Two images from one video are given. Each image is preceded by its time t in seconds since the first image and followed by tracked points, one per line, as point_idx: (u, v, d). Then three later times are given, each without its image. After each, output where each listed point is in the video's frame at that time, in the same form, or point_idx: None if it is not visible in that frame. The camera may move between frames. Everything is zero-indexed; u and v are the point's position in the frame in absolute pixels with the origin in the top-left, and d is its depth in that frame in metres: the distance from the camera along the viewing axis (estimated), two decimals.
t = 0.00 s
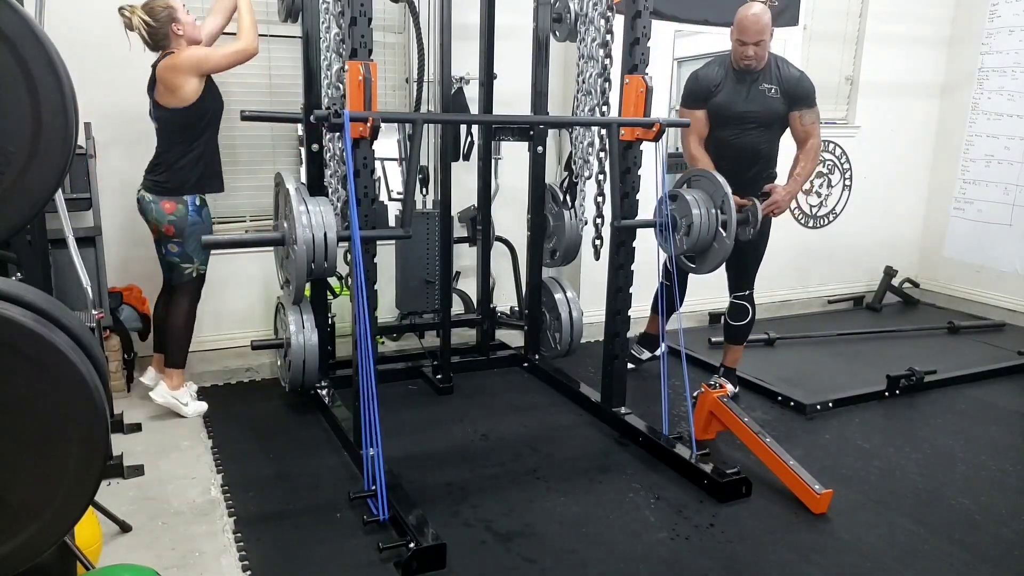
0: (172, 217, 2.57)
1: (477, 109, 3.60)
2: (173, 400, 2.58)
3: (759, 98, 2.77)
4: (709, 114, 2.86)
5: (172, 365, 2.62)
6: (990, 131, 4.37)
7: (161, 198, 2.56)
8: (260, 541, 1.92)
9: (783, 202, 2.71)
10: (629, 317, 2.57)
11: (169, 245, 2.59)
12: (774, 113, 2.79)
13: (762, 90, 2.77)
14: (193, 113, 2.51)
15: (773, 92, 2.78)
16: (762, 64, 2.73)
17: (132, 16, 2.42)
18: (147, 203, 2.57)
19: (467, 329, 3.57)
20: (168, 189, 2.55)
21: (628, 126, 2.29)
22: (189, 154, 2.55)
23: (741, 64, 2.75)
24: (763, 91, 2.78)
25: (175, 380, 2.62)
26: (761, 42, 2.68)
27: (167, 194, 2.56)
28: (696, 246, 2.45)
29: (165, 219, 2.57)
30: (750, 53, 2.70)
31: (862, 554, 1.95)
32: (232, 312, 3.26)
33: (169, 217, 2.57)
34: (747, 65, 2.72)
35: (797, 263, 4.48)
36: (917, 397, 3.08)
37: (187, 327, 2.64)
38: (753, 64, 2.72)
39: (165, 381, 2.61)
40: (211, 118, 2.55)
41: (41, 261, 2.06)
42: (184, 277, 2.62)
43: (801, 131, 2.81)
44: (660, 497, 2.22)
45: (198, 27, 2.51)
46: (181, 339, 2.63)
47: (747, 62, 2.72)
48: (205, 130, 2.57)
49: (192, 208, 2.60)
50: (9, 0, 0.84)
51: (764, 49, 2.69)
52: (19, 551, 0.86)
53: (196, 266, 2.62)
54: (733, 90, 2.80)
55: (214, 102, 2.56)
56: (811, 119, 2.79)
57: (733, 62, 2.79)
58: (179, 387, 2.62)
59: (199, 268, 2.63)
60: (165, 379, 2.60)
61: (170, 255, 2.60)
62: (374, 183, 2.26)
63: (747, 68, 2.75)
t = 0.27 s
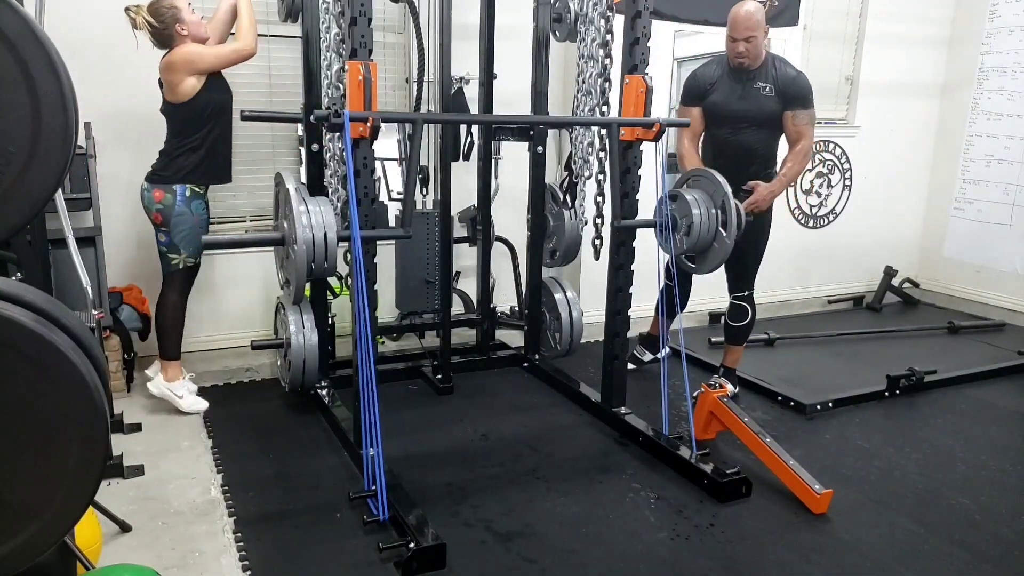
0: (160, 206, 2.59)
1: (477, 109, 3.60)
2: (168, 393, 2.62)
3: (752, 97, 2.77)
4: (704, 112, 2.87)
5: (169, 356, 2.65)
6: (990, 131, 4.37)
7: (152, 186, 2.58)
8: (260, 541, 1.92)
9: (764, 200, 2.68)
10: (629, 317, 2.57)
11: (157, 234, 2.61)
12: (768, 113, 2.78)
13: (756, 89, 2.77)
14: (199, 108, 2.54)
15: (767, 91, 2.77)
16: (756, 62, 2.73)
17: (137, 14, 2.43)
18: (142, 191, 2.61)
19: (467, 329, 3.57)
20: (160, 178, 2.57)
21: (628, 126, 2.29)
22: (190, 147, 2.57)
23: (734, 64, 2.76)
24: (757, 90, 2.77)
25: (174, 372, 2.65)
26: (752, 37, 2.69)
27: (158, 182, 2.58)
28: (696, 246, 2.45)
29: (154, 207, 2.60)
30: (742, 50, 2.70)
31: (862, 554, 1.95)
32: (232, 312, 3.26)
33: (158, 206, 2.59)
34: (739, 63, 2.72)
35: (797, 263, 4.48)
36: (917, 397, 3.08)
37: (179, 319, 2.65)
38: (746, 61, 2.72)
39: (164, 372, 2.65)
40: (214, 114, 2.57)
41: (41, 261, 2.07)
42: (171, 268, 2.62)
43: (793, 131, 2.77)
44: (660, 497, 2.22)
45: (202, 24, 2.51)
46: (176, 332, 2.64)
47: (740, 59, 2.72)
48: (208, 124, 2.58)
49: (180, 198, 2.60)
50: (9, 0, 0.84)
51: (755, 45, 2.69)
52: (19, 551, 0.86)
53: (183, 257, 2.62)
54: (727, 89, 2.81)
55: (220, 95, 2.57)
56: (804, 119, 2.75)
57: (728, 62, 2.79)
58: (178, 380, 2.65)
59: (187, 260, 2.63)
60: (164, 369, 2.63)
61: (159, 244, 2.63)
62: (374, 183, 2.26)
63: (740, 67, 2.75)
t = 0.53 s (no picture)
0: (165, 205, 2.58)
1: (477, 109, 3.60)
2: (167, 387, 2.63)
3: (743, 96, 2.76)
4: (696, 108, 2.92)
5: (175, 353, 2.66)
6: (990, 131, 4.37)
7: (156, 185, 2.58)
8: (260, 541, 1.92)
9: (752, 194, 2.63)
10: (628, 316, 2.57)
11: (164, 232, 2.62)
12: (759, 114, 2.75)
13: (747, 87, 2.75)
14: (200, 108, 2.54)
15: (759, 90, 2.73)
16: (752, 58, 2.71)
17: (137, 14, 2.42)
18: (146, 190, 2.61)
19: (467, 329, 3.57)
20: (164, 176, 2.58)
21: (628, 126, 2.29)
22: (192, 146, 2.57)
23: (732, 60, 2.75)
24: (749, 88, 2.75)
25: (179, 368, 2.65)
26: (747, 34, 2.66)
27: (162, 181, 2.58)
28: (696, 246, 2.45)
29: (159, 206, 2.59)
30: (737, 46, 2.69)
31: (862, 554, 1.95)
32: (232, 311, 3.26)
33: (162, 205, 2.59)
34: (735, 58, 2.71)
35: (797, 263, 4.48)
36: (917, 397, 3.08)
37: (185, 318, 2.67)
38: (741, 57, 2.70)
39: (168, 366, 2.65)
40: (215, 114, 2.57)
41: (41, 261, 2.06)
42: (178, 266, 2.63)
43: (784, 130, 2.72)
44: (660, 497, 2.22)
45: (202, 24, 2.50)
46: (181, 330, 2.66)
47: (736, 55, 2.71)
48: (210, 124, 2.58)
49: (184, 196, 2.60)
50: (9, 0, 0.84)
51: (750, 41, 2.66)
52: (19, 550, 0.86)
53: (189, 255, 2.62)
54: (720, 85, 2.82)
55: (221, 96, 2.57)
56: (796, 119, 2.70)
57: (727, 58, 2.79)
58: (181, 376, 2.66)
59: (193, 258, 2.63)
60: (169, 364, 2.63)
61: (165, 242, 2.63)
62: (373, 183, 2.26)
63: (737, 63, 2.74)
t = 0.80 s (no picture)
0: (165, 203, 2.58)
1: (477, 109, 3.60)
2: (170, 385, 2.62)
3: (731, 92, 2.76)
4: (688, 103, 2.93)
5: (178, 352, 2.66)
6: (990, 131, 4.37)
7: (155, 184, 2.58)
8: (260, 541, 1.92)
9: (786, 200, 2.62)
10: (628, 316, 2.57)
11: (164, 231, 2.61)
12: (747, 111, 2.75)
13: (737, 84, 2.74)
14: (199, 108, 2.54)
15: (748, 87, 2.72)
16: (739, 57, 2.71)
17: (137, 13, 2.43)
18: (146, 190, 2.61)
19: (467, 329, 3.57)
20: (164, 175, 2.58)
21: (628, 126, 2.28)
22: (191, 146, 2.58)
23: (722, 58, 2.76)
24: (739, 85, 2.75)
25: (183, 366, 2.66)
26: (734, 32, 2.66)
27: (161, 180, 2.58)
28: (696, 246, 2.45)
29: (158, 205, 2.59)
30: (724, 44, 2.70)
31: (862, 553, 1.95)
32: (232, 311, 3.26)
33: (162, 204, 2.59)
34: (723, 57, 2.72)
35: (797, 263, 4.47)
36: (917, 397, 3.08)
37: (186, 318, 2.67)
38: (727, 55, 2.71)
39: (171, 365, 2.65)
40: (214, 114, 2.58)
41: (41, 260, 2.06)
42: (179, 265, 2.63)
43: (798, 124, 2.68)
44: (660, 497, 2.22)
45: (202, 25, 2.50)
46: (183, 330, 2.66)
47: (723, 53, 2.72)
48: (209, 124, 2.58)
49: (184, 194, 2.60)
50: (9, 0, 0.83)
51: (736, 40, 2.67)
52: (19, 550, 0.86)
53: (190, 254, 2.62)
54: (711, 80, 2.82)
55: (219, 95, 2.57)
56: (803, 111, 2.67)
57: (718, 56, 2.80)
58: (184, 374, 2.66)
59: (194, 256, 2.63)
60: (171, 363, 2.63)
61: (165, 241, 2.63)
62: (373, 183, 2.26)
63: (726, 61, 2.75)
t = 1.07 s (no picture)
0: (162, 204, 2.58)
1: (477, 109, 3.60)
2: (169, 385, 2.63)
3: (712, 89, 2.75)
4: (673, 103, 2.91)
5: (177, 353, 2.66)
6: (990, 131, 4.37)
7: (152, 185, 2.58)
8: (260, 541, 1.92)
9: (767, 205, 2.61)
10: (628, 316, 2.57)
11: (162, 232, 2.62)
12: (732, 107, 2.73)
13: (718, 83, 2.75)
14: (197, 108, 2.54)
15: (730, 86, 2.72)
16: (722, 53, 2.72)
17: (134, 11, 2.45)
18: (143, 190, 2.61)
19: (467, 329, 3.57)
20: (161, 175, 2.57)
21: (628, 126, 2.28)
22: (188, 145, 2.57)
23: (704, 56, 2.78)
24: (721, 84, 2.75)
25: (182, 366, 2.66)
26: (716, 26, 2.68)
27: (158, 180, 2.57)
28: (696, 246, 2.45)
29: (156, 206, 2.59)
30: (707, 38, 2.71)
31: (862, 554, 1.95)
32: (232, 311, 3.26)
33: (160, 204, 2.59)
34: (706, 52, 2.73)
35: (797, 263, 4.48)
36: (917, 397, 3.08)
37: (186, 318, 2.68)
38: (711, 49, 2.72)
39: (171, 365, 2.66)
40: (210, 114, 2.58)
41: (41, 260, 2.07)
42: (177, 266, 2.64)
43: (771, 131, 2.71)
44: (661, 497, 2.22)
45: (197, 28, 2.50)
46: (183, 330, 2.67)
47: (706, 48, 2.73)
48: (203, 125, 2.58)
49: (181, 195, 2.60)
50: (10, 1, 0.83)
51: (718, 33, 2.68)
52: (19, 550, 0.86)
53: (189, 254, 2.63)
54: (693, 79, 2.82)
55: (215, 96, 2.58)
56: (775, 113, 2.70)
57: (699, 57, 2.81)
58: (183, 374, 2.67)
59: (192, 257, 2.64)
60: (171, 364, 2.64)
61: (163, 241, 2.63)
62: (373, 183, 2.26)
63: (709, 59, 2.76)
